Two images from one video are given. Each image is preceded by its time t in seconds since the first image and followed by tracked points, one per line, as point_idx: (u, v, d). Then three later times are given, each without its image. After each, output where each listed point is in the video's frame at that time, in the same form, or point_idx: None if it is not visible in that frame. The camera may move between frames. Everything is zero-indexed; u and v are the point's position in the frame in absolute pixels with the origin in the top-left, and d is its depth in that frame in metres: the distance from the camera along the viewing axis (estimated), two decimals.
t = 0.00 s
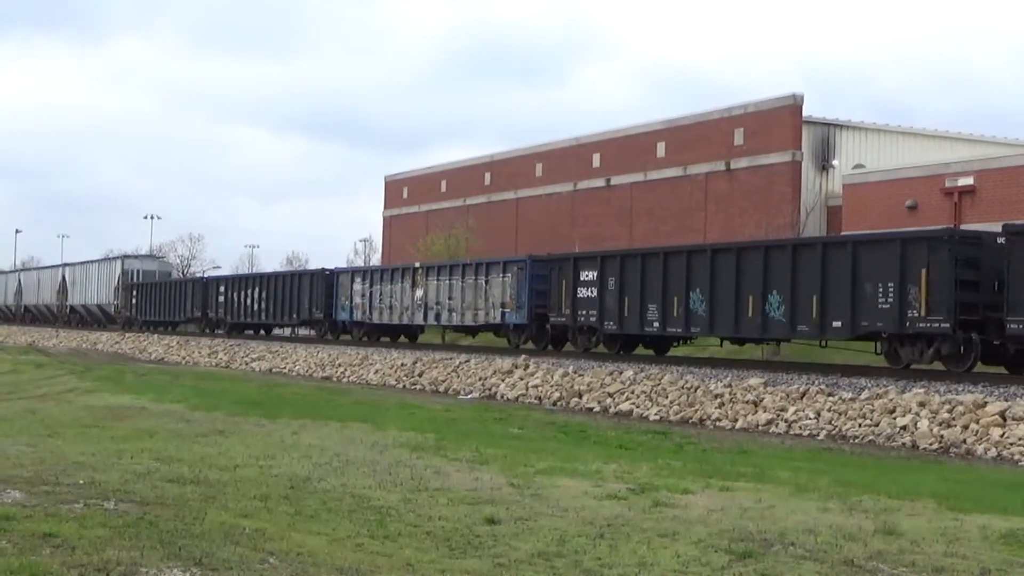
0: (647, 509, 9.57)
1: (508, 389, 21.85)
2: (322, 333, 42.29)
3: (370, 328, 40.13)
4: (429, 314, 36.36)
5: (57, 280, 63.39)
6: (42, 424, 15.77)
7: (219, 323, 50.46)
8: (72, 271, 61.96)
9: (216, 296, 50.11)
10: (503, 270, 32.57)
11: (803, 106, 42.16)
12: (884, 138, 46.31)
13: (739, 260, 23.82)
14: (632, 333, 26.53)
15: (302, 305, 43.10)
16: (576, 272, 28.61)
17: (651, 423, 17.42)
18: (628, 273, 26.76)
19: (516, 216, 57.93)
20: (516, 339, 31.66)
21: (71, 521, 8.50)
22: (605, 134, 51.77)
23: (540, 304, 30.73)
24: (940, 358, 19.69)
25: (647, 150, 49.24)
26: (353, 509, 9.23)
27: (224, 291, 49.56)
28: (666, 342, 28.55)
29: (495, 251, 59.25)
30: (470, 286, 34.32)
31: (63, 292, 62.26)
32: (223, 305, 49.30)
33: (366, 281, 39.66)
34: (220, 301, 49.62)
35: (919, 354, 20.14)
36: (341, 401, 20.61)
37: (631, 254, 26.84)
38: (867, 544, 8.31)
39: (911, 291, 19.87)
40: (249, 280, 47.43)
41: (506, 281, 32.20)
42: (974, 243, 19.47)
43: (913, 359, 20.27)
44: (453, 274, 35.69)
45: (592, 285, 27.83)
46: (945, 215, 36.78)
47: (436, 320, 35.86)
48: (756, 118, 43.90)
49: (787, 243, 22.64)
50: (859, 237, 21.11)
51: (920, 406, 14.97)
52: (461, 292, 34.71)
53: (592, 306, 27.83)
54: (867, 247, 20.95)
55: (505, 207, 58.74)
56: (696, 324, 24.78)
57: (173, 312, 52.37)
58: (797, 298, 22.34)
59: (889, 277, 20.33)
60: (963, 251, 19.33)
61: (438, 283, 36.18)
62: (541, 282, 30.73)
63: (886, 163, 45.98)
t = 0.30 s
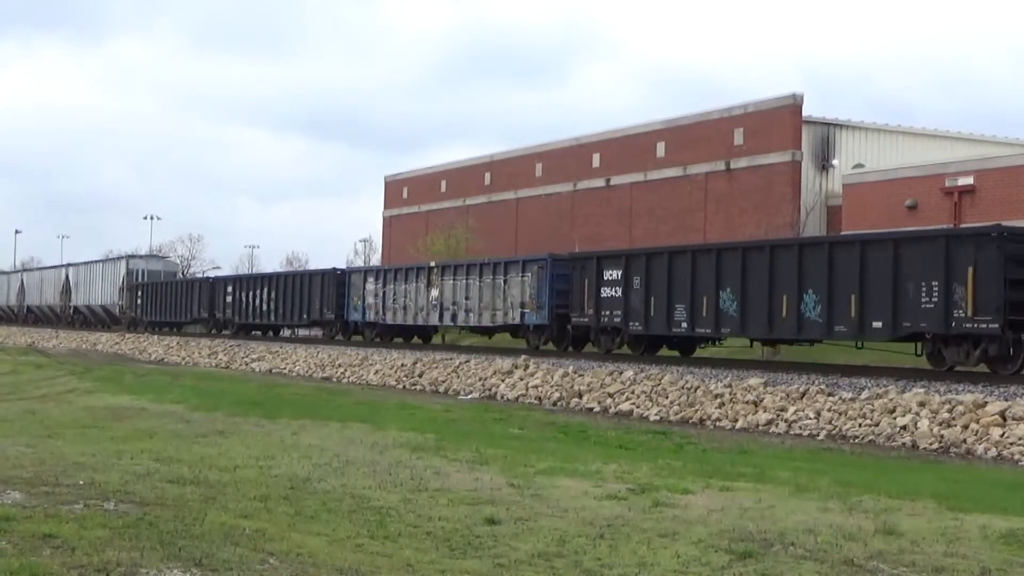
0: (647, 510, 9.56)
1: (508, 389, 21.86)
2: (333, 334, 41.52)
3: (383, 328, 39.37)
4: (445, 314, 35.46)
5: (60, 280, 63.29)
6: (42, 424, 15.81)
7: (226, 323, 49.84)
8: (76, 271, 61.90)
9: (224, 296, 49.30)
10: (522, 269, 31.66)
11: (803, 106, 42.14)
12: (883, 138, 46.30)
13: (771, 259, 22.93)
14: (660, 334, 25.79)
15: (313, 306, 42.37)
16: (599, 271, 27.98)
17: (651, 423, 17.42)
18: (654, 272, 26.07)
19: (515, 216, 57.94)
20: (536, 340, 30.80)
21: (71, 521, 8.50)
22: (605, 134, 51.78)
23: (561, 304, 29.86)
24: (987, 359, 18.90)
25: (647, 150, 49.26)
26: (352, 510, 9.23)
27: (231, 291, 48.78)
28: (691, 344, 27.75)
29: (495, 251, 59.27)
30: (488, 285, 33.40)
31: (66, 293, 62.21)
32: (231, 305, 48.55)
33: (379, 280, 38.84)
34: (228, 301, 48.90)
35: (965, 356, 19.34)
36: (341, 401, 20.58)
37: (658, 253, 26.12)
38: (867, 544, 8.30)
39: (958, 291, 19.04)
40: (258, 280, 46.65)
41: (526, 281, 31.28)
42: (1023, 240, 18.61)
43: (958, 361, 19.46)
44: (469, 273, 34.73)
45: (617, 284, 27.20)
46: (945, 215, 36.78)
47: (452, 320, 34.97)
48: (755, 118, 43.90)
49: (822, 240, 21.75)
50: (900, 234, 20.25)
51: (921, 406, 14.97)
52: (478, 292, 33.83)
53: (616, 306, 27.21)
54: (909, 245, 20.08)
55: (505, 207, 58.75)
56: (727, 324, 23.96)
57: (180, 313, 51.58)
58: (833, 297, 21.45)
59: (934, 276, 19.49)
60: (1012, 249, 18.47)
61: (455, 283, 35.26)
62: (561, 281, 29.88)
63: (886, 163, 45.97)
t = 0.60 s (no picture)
0: (648, 510, 9.55)
1: (508, 389, 21.87)
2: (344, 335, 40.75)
3: (397, 328, 38.49)
4: (463, 314, 34.57)
5: (65, 280, 63.06)
6: (43, 424, 15.82)
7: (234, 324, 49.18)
8: (81, 271, 61.68)
9: (232, 295, 48.59)
10: (542, 268, 30.77)
11: (803, 106, 42.14)
12: (884, 138, 46.29)
13: (807, 257, 22.38)
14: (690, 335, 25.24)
15: (325, 306, 41.53)
16: (624, 270, 27.43)
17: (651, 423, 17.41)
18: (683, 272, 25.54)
19: (516, 216, 57.97)
20: (557, 341, 30.00)
21: (71, 521, 8.50)
22: (605, 134, 51.81)
23: (584, 304, 29.07)
24: None
25: (647, 150, 49.28)
26: (352, 510, 9.22)
27: (241, 291, 47.96)
28: (717, 343, 27.23)
29: (495, 252, 59.28)
30: (508, 285, 32.49)
31: (71, 292, 62.10)
32: (239, 306, 47.83)
33: (393, 280, 37.96)
34: (236, 301, 48.15)
35: (1015, 357, 18.81)
36: (342, 401, 20.58)
37: (686, 251, 25.57)
38: (867, 543, 8.29)
39: (1008, 290, 18.53)
40: (267, 280, 45.78)
41: (547, 281, 30.38)
42: None
43: (1006, 362, 18.96)
44: (487, 272, 33.83)
45: (643, 284, 26.62)
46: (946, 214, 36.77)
47: (470, 321, 34.08)
48: (756, 118, 43.90)
49: (861, 238, 21.18)
50: (944, 231, 19.69)
51: (921, 406, 14.97)
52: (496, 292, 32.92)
53: (642, 305, 26.60)
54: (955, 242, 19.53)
55: (505, 207, 58.77)
56: (761, 325, 23.40)
57: (189, 313, 50.98)
58: (873, 297, 20.89)
59: (982, 274, 18.97)
60: None
61: (471, 282, 34.40)
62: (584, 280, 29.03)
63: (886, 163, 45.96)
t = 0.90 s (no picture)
0: (648, 510, 9.55)
1: (508, 390, 21.86)
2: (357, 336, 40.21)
3: (411, 329, 37.87)
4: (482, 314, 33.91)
5: (70, 280, 62.99)
6: (44, 424, 15.86)
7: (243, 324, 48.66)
8: (85, 271, 61.53)
9: (241, 296, 48.07)
10: (564, 268, 30.17)
11: (804, 106, 42.13)
12: (884, 139, 46.29)
13: (845, 255, 21.45)
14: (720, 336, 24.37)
15: (338, 307, 40.94)
16: (651, 269, 26.58)
17: (652, 423, 17.40)
18: (713, 270, 24.71)
19: (516, 216, 57.97)
20: (580, 342, 29.30)
21: (72, 522, 8.50)
22: (606, 134, 51.79)
23: (608, 303, 28.37)
24: None
25: (647, 150, 49.27)
26: (352, 511, 9.22)
27: (249, 291, 47.46)
28: (747, 345, 26.36)
29: (495, 252, 59.29)
30: (528, 284, 31.88)
31: (76, 293, 61.99)
32: (248, 306, 47.35)
33: (408, 279, 37.38)
34: (245, 302, 47.58)
35: None
36: (342, 401, 20.58)
37: (715, 250, 24.71)
38: (868, 544, 8.30)
39: None
40: (277, 280, 45.31)
41: (568, 280, 29.75)
42: None
43: None
44: (507, 272, 33.24)
45: (671, 283, 25.78)
46: (946, 214, 36.77)
47: (488, 321, 33.41)
48: (756, 118, 43.89)
49: (904, 236, 20.25)
50: (993, 228, 18.77)
51: (921, 406, 14.98)
52: (515, 292, 32.30)
53: (669, 305, 25.73)
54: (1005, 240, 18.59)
55: (505, 207, 58.79)
56: (796, 326, 22.53)
57: (196, 313, 50.57)
58: (917, 296, 19.98)
59: None
60: None
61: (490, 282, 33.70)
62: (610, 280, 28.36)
63: (887, 163, 45.96)
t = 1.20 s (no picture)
0: (649, 511, 9.54)
1: (508, 390, 21.85)
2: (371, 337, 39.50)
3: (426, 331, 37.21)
4: (501, 315, 33.26)
5: (74, 281, 62.89)
6: (44, 425, 15.88)
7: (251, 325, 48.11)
8: (90, 272, 61.32)
9: (250, 296, 47.52)
10: (587, 267, 29.58)
11: (804, 107, 42.13)
12: (884, 139, 46.29)
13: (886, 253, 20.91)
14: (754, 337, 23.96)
15: (350, 308, 40.26)
16: (680, 269, 26.26)
17: (652, 424, 17.39)
18: (746, 270, 24.32)
19: (516, 216, 57.99)
20: (602, 343, 28.93)
21: (72, 523, 8.49)
22: (606, 135, 51.77)
23: (633, 304, 28.04)
24: None
25: (648, 150, 49.27)
26: (352, 511, 9.21)
27: (259, 291, 46.86)
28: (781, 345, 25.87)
29: (495, 253, 59.34)
30: (549, 284, 31.28)
31: (80, 293, 61.92)
32: (257, 307, 46.74)
33: (424, 279, 36.73)
34: (255, 302, 47.03)
35: None
36: (342, 402, 20.59)
37: (748, 249, 24.30)
38: (868, 544, 8.29)
39: None
40: (287, 280, 44.72)
41: (591, 280, 29.22)
42: None
43: None
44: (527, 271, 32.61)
45: (701, 283, 25.43)
46: (946, 215, 36.78)
47: (507, 322, 32.78)
48: (757, 119, 43.88)
49: (949, 233, 19.67)
50: None
51: (921, 406, 14.98)
52: (535, 292, 31.77)
53: (699, 306, 25.39)
54: None
55: (505, 207, 58.80)
56: (833, 327, 22.03)
57: (206, 314, 50.09)
58: (963, 295, 19.40)
59: None
60: None
61: (509, 282, 33.13)
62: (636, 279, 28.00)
63: (887, 164, 45.96)
